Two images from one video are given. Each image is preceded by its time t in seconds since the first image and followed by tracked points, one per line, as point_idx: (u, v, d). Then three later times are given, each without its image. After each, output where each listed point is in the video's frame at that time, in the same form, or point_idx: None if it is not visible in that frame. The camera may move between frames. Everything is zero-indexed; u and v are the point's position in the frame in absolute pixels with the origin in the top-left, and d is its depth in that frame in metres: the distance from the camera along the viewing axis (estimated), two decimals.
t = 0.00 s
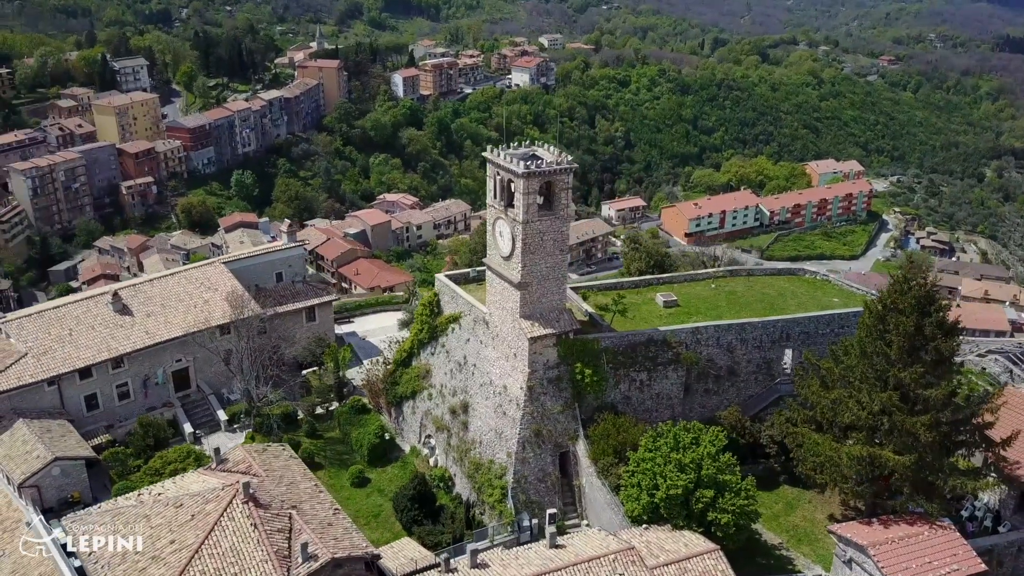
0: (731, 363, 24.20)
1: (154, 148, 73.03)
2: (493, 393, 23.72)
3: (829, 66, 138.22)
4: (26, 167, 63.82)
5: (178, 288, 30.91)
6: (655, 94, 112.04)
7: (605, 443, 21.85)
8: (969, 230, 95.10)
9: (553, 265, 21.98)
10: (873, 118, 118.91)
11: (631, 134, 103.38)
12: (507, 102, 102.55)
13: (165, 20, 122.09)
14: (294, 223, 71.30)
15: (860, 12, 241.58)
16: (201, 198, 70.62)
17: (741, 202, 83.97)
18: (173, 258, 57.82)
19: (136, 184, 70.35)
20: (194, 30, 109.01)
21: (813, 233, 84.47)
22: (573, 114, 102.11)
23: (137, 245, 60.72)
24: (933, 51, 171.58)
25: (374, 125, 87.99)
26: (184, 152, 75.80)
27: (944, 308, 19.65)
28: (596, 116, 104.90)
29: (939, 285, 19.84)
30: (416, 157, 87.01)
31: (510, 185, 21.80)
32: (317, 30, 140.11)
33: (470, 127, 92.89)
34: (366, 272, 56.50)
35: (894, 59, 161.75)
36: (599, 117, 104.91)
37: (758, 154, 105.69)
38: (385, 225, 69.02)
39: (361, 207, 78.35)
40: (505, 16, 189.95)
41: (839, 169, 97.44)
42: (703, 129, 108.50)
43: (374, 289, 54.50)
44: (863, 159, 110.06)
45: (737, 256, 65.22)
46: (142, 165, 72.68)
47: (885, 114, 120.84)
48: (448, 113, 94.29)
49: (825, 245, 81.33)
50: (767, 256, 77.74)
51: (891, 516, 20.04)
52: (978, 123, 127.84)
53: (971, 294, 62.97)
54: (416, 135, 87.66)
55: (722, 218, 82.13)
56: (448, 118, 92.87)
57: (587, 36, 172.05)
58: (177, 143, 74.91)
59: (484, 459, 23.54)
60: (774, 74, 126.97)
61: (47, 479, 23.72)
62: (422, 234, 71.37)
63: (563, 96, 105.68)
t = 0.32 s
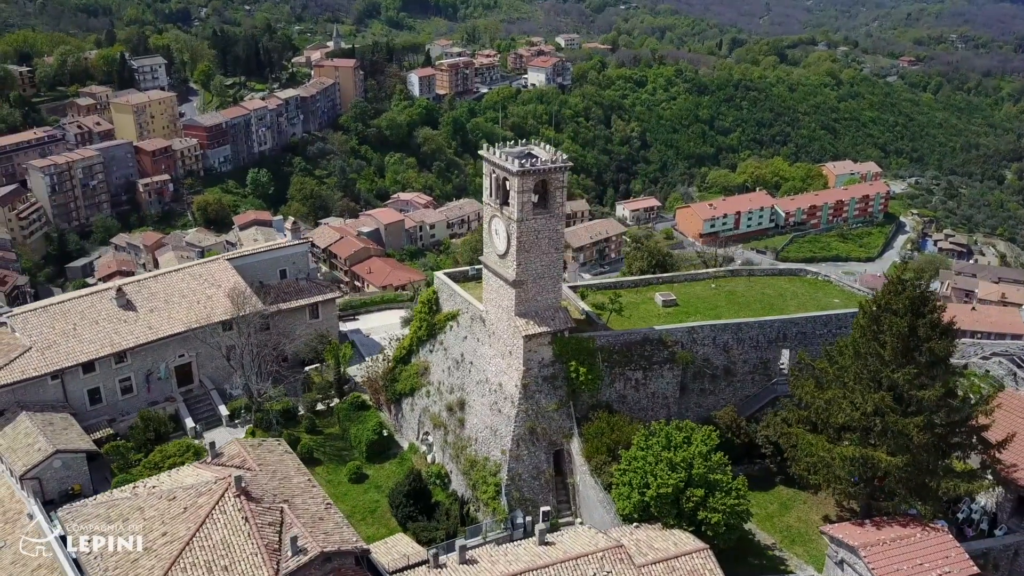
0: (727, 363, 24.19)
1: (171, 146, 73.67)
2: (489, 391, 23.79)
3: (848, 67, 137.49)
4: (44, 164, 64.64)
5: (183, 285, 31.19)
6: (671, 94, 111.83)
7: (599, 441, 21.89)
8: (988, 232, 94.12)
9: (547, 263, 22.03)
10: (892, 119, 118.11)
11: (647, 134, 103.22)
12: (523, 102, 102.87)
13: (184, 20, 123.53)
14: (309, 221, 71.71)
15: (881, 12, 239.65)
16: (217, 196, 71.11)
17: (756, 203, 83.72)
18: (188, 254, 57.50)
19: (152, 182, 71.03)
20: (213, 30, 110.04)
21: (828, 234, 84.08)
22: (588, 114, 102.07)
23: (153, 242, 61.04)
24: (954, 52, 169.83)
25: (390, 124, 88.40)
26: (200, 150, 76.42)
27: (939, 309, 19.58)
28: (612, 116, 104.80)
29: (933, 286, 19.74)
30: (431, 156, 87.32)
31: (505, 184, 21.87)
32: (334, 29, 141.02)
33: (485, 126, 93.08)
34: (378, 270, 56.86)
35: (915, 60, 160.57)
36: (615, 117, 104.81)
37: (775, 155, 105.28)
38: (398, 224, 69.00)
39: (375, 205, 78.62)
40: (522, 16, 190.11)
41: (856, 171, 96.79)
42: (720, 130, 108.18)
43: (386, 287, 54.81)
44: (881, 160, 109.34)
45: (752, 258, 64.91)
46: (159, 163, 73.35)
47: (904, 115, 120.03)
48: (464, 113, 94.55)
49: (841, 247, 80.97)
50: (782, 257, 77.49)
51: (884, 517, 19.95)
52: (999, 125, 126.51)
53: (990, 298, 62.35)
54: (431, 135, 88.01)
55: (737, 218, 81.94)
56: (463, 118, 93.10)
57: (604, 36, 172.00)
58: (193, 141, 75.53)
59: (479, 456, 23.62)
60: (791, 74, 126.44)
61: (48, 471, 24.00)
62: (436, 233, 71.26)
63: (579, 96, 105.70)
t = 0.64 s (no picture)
0: (726, 363, 24.15)
1: (193, 144, 74.50)
2: (488, 388, 23.88)
3: (872, 69, 136.28)
4: (67, 161, 65.50)
5: (191, 280, 31.50)
6: (692, 95, 111.47)
7: (595, 440, 21.91)
8: (1012, 236, 92.90)
9: (546, 262, 22.09)
10: (915, 121, 117.11)
11: (667, 134, 102.94)
12: (543, 101, 102.99)
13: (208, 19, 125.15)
14: (327, 220, 72.24)
15: (906, 13, 237.38)
16: (237, 194, 71.73)
17: (776, 205, 83.35)
18: (207, 251, 57.40)
19: (173, 179, 71.71)
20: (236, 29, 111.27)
21: (849, 237, 83.53)
22: (608, 115, 101.98)
23: (173, 239, 61.65)
24: (981, 54, 167.82)
25: (410, 124, 88.90)
26: (221, 148, 77.21)
27: (937, 311, 19.47)
28: (632, 116, 104.73)
29: (931, 288, 19.64)
30: (450, 156, 87.67)
31: (503, 182, 21.95)
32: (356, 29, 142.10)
33: (504, 126, 93.26)
34: (395, 269, 57.19)
35: (940, 61, 159.05)
36: (635, 117, 104.71)
37: (796, 156, 104.70)
38: (416, 224, 68.92)
39: (393, 204, 78.98)
40: (543, 16, 190.37)
41: (878, 172, 96.00)
42: (741, 131, 107.65)
43: (401, 285, 55.06)
44: (903, 163, 108.42)
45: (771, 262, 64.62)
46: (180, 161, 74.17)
47: (928, 116, 118.87)
48: (483, 112, 94.86)
49: (861, 250, 80.45)
50: (801, 259, 77.12)
51: (880, 520, 19.84)
52: None
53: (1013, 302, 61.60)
54: (450, 135, 88.41)
55: (756, 220, 81.65)
56: (483, 118, 93.36)
57: (625, 36, 171.95)
58: (214, 139, 76.29)
59: (478, 453, 23.70)
60: (814, 76, 125.71)
61: (53, 462, 24.41)
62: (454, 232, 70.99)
63: (599, 96, 105.73)
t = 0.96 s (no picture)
0: (729, 364, 24.10)
1: (219, 142, 75.39)
2: (490, 386, 23.98)
3: (902, 70, 134.72)
4: (96, 157, 66.34)
5: (203, 275, 31.88)
6: (719, 96, 110.84)
7: (595, 439, 21.94)
8: None
9: (548, 261, 22.14)
10: (946, 124, 115.56)
11: (693, 135, 102.43)
12: (568, 102, 103.03)
13: (237, 19, 127.10)
14: (350, 218, 72.77)
15: (939, 15, 234.09)
16: (261, 192, 72.43)
17: (802, 207, 82.74)
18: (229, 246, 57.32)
19: (200, 176, 72.32)
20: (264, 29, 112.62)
21: (874, 240, 82.72)
22: (633, 115, 101.87)
23: (197, 236, 61.96)
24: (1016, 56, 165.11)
25: (434, 124, 89.51)
26: (246, 146, 78.08)
27: (940, 314, 19.30)
28: (657, 117, 104.50)
29: (935, 290, 19.45)
30: (474, 156, 88.02)
31: (507, 181, 22.04)
32: (384, 29, 143.22)
33: (529, 125, 93.55)
34: (416, 268, 57.38)
35: (973, 63, 156.78)
36: (660, 118, 104.49)
37: (823, 159, 103.77)
38: (438, 223, 68.97)
39: (416, 202, 79.40)
40: (571, 16, 190.42)
41: (906, 176, 94.94)
42: (767, 132, 106.85)
43: (422, 284, 55.28)
44: (933, 166, 107.04)
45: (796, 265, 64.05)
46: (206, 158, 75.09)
47: (960, 119, 117.27)
48: (508, 112, 95.09)
49: (887, 253, 79.62)
50: (825, 262, 76.50)
51: (879, 524, 19.69)
52: None
53: None
54: (475, 134, 89.01)
55: (781, 222, 81.21)
56: (507, 118, 93.54)
57: (653, 36, 171.56)
58: (240, 137, 77.13)
59: (479, 450, 23.82)
60: (843, 77, 124.55)
61: (63, 452, 24.84)
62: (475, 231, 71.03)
63: (625, 96, 105.62)
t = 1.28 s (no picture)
0: (731, 364, 24.06)
1: (243, 139, 76.29)
2: (491, 382, 24.07)
3: (932, 73, 133.19)
4: (122, 154, 67.64)
5: (214, 270, 32.25)
6: (744, 97, 110.14)
7: (593, 436, 21.97)
8: None
9: (549, 258, 22.20)
10: (976, 127, 113.99)
11: (717, 137, 101.99)
12: (591, 102, 103.07)
13: (264, 18, 128.72)
14: (373, 216, 73.29)
15: (972, 15, 230.92)
16: (285, 189, 73.12)
17: (825, 209, 82.20)
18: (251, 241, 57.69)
19: (224, 174, 73.10)
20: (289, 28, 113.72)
21: (899, 243, 81.93)
22: (657, 116, 101.86)
23: (219, 231, 62.46)
24: None
25: (457, 123, 90.16)
26: (271, 143, 78.88)
27: (940, 316, 19.16)
28: (681, 118, 104.25)
29: (935, 292, 19.34)
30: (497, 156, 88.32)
31: (508, 178, 22.11)
32: (409, 28, 144.11)
33: (551, 125, 94.45)
34: (435, 266, 57.46)
35: (1005, 66, 154.56)
36: (684, 119, 104.28)
37: (849, 161, 102.82)
38: (458, 221, 68.99)
39: (438, 201, 79.77)
40: (597, 16, 190.36)
41: (933, 179, 93.83)
42: (793, 134, 106.01)
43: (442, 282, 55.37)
44: (962, 169, 105.67)
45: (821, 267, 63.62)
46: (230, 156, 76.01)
47: (990, 122, 115.66)
48: (530, 112, 95.55)
49: (912, 257, 78.87)
50: (847, 265, 75.87)
51: (877, 527, 19.52)
52: None
53: None
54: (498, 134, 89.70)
55: (804, 224, 80.71)
56: (530, 118, 94.02)
57: (679, 36, 170.96)
58: (264, 134, 77.91)
59: (480, 446, 23.93)
60: (871, 79, 123.41)
61: (72, 442, 25.33)
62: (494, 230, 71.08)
63: (649, 96, 105.55)
